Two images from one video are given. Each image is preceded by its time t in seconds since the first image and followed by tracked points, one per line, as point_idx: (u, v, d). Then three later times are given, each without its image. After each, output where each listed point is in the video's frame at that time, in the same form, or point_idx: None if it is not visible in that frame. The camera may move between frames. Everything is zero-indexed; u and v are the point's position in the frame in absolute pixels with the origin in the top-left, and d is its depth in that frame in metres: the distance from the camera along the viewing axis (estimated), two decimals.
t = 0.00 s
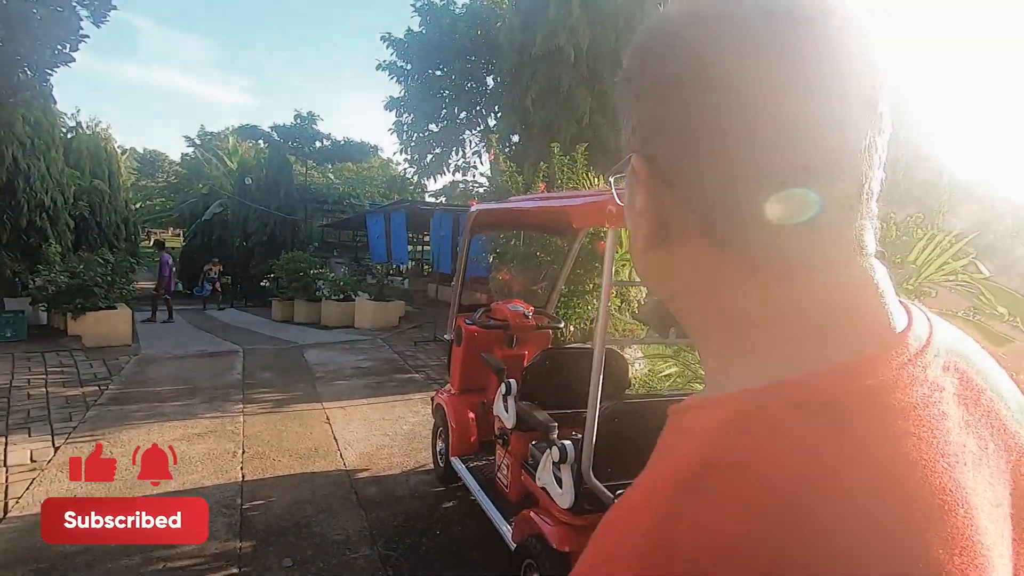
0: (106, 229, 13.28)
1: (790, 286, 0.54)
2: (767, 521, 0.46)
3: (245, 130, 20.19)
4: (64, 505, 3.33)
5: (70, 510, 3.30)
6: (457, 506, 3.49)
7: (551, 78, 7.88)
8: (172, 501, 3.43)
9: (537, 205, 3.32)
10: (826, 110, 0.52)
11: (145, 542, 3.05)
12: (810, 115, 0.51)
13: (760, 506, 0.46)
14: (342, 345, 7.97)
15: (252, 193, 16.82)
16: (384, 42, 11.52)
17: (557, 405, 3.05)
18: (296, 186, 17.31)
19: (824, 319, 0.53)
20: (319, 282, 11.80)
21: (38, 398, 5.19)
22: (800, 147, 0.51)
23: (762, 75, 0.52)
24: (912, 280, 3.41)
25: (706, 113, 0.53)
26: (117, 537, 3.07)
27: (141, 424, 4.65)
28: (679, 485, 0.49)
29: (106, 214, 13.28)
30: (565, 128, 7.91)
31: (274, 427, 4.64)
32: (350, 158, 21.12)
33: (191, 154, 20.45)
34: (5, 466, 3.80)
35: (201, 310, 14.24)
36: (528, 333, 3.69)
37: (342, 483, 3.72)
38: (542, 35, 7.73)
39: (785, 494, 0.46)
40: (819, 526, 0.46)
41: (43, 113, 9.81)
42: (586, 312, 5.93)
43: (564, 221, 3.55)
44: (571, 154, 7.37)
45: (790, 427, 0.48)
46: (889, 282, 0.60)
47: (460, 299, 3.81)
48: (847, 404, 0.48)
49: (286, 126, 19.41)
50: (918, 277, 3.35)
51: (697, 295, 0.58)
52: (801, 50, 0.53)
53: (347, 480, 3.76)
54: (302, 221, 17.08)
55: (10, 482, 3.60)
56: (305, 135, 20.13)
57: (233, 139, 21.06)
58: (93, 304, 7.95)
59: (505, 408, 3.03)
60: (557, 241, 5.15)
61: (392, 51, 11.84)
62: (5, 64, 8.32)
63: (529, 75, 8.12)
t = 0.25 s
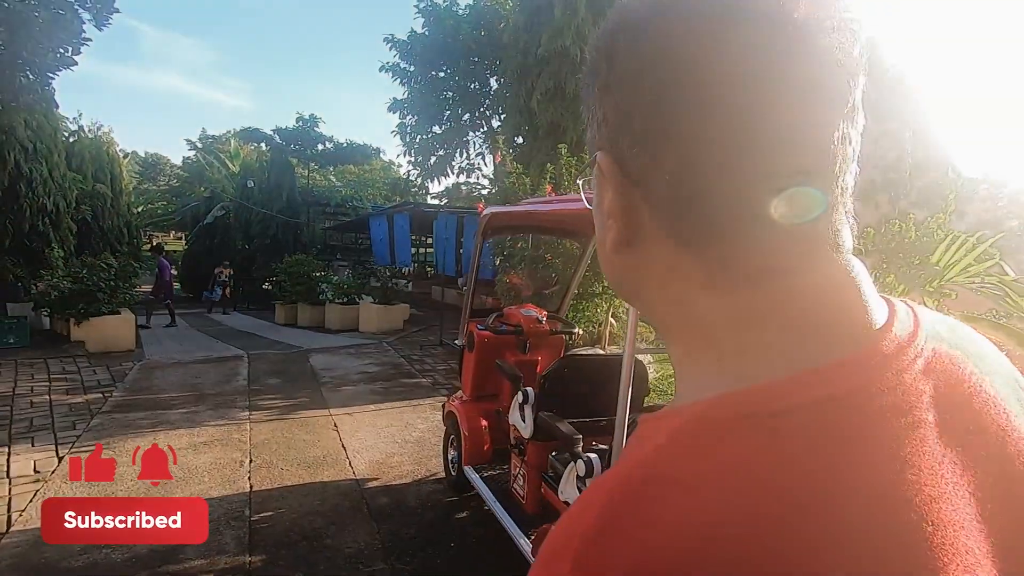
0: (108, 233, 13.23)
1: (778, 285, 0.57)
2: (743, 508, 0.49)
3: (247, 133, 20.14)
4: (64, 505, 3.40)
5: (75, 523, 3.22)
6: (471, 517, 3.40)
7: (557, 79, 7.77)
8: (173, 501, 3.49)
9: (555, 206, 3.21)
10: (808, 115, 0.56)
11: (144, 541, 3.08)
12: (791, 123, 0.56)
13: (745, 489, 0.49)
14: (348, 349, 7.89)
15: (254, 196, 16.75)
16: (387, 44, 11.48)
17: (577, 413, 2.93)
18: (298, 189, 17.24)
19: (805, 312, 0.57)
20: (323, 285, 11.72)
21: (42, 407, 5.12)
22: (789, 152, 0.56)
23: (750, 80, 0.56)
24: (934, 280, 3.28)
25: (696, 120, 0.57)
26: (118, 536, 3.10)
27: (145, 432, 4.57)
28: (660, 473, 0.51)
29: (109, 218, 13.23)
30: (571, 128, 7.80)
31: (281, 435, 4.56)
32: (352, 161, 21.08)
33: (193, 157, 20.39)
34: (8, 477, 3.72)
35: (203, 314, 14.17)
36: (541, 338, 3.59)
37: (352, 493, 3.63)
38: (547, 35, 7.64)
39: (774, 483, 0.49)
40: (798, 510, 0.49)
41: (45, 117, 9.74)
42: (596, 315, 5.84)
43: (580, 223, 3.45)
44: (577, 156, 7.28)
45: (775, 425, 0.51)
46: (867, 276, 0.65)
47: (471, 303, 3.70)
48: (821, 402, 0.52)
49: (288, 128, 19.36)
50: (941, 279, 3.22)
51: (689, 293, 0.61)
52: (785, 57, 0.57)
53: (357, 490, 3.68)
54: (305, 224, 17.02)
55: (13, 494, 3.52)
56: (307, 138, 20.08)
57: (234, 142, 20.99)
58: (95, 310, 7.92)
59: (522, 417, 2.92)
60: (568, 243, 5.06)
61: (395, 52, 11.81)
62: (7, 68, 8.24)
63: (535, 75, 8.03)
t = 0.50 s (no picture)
0: (106, 233, 13.10)
1: (813, 291, 0.64)
2: (789, 485, 0.54)
3: (244, 132, 20.00)
4: (65, 505, 3.41)
5: (83, 533, 3.15)
6: (487, 523, 3.33)
7: (561, 76, 7.65)
8: (173, 501, 3.49)
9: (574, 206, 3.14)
10: (837, 134, 0.63)
11: (145, 541, 3.09)
12: (823, 142, 0.63)
13: (780, 468, 0.55)
14: (351, 350, 7.81)
15: (252, 195, 16.61)
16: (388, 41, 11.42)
17: (603, 418, 2.83)
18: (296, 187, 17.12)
19: (848, 317, 0.63)
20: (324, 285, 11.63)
21: (44, 411, 5.04)
22: (817, 166, 0.63)
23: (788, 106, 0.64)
24: (953, 278, 3.25)
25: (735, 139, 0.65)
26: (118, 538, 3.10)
27: (151, 437, 4.49)
28: (711, 456, 0.57)
29: (106, 218, 13.10)
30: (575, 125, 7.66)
31: (289, 439, 4.49)
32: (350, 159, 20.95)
33: (189, 156, 20.23)
34: (13, 485, 3.65)
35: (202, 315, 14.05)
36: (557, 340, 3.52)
37: (365, 499, 3.56)
38: (551, 31, 7.54)
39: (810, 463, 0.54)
40: (838, 486, 0.54)
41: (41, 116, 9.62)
42: (604, 315, 5.77)
43: (598, 222, 3.38)
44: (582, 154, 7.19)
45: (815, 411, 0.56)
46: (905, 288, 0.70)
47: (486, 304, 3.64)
48: (863, 392, 0.57)
49: (286, 127, 19.24)
50: (962, 278, 3.20)
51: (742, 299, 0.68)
52: (818, 85, 0.64)
53: (370, 495, 3.61)
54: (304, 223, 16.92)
55: (19, 503, 3.45)
56: (305, 137, 19.95)
57: (232, 141, 20.84)
58: (96, 312, 7.80)
59: (543, 423, 2.84)
60: (578, 243, 4.99)
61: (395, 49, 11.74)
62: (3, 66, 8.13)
63: (538, 72, 7.93)
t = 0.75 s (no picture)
0: (92, 235, 12.88)
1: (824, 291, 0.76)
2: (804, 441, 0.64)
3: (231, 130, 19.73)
4: (66, 505, 3.46)
5: (84, 547, 3.06)
6: (499, 527, 3.27)
7: (556, 69, 7.53)
8: (173, 501, 3.52)
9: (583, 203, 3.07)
10: (848, 160, 0.75)
11: (146, 541, 3.13)
12: (834, 165, 0.75)
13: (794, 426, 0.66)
14: (349, 350, 7.72)
15: (241, 194, 16.38)
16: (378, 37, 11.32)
17: (620, 420, 2.78)
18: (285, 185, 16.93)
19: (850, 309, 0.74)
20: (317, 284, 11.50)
21: (37, 421, 4.92)
22: (827, 188, 0.75)
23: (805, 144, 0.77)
24: (960, 269, 3.28)
25: (759, 169, 0.78)
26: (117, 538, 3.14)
27: (149, 445, 4.40)
28: (741, 425, 0.68)
29: (93, 220, 12.88)
30: (571, 119, 7.52)
31: (291, 444, 4.41)
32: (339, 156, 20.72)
33: (176, 155, 19.92)
34: (8, 499, 3.55)
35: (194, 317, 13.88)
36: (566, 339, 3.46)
37: (373, 505, 3.49)
38: (545, 24, 7.41)
39: (825, 438, 0.65)
40: (846, 451, 0.64)
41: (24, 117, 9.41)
42: (605, 312, 5.71)
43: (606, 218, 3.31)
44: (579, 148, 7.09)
45: (830, 393, 0.68)
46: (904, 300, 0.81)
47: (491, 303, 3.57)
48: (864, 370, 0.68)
49: (274, 124, 19.00)
50: (970, 270, 3.20)
51: (766, 305, 0.80)
52: (828, 123, 0.76)
53: (378, 501, 3.54)
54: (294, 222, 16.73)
55: (15, 517, 3.35)
56: (294, 134, 19.71)
57: (219, 139, 20.55)
58: (86, 317, 7.64)
59: (558, 424, 2.77)
60: (579, 238, 4.91)
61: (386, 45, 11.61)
62: None
63: (532, 65, 7.81)
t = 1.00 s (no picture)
0: (82, 235, 12.73)
1: (765, 278, 0.91)
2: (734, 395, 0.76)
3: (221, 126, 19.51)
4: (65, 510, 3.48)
5: (81, 560, 3.00)
6: (503, 527, 3.24)
7: (548, 59, 7.41)
8: (174, 504, 3.54)
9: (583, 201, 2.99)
10: (778, 174, 0.90)
11: (144, 540, 3.18)
12: (769, 181, 0.90)
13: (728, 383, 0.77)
14: (345, 348, 7.66)
15: (232, 191, 16.22)
16: (367, 28, 11.17)
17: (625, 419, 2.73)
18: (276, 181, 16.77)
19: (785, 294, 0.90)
20: (312, 281, 11.42)
21: (31, 429, 4.86)
22: (764, 198, 0.89)
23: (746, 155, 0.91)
24: (963, 257, 3.32)
25: (712, 177, 0.91)
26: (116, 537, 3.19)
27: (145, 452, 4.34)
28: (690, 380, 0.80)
29: (82, 220, 12.72)
30: (565, 109, 7.42)
31: (290, 447, 4.36)
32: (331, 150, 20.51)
33: (165, 152, 19.70)
34: (3, 512, 3.49)
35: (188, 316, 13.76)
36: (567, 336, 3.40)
37: (375, 508, 3.45)
38: (536, 13, 7.29)
39: (766, 385, 0.76)
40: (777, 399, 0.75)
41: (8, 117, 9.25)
42: (603, 304, 5.66)
43: (605, 213, 3.25)
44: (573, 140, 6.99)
45: (768, 348, 0.80)
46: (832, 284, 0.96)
47: (491, 302, 3.52)
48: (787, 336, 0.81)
49: (263, 119, 18.80)
50: (973, 258, 3.22)
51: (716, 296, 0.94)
52: (758, 148, 0.91)
53: (379, 503, 3.49)
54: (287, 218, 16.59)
55: (10, 531, 3.29)
56: (284, 128, 19.49)
57: (208, 135, 20.32)
58: (78, 320, 7.55)
59: (563, 426, 2.71)
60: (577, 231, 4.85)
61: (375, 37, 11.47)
62: None
63: (524, 55, 7.68)
